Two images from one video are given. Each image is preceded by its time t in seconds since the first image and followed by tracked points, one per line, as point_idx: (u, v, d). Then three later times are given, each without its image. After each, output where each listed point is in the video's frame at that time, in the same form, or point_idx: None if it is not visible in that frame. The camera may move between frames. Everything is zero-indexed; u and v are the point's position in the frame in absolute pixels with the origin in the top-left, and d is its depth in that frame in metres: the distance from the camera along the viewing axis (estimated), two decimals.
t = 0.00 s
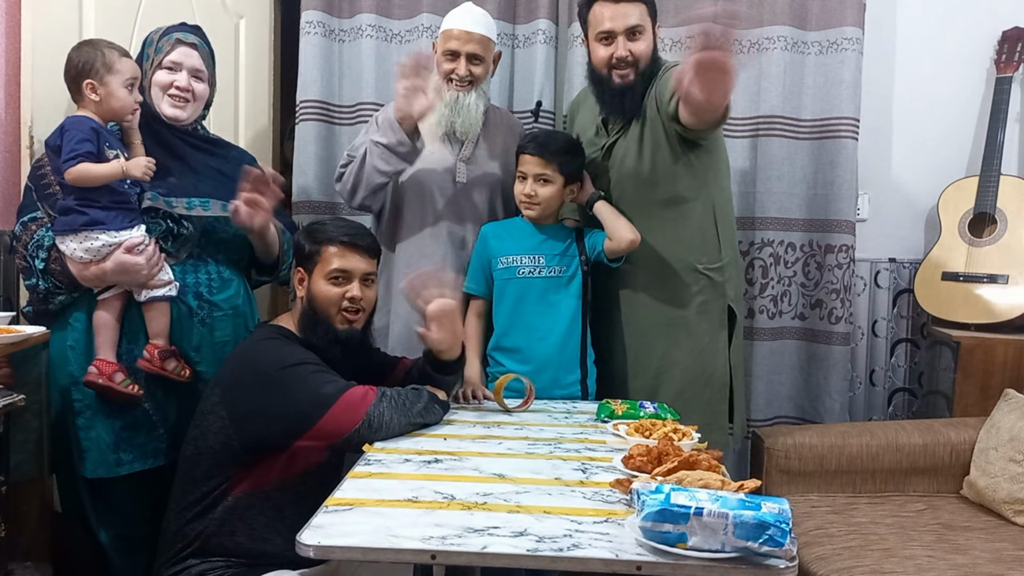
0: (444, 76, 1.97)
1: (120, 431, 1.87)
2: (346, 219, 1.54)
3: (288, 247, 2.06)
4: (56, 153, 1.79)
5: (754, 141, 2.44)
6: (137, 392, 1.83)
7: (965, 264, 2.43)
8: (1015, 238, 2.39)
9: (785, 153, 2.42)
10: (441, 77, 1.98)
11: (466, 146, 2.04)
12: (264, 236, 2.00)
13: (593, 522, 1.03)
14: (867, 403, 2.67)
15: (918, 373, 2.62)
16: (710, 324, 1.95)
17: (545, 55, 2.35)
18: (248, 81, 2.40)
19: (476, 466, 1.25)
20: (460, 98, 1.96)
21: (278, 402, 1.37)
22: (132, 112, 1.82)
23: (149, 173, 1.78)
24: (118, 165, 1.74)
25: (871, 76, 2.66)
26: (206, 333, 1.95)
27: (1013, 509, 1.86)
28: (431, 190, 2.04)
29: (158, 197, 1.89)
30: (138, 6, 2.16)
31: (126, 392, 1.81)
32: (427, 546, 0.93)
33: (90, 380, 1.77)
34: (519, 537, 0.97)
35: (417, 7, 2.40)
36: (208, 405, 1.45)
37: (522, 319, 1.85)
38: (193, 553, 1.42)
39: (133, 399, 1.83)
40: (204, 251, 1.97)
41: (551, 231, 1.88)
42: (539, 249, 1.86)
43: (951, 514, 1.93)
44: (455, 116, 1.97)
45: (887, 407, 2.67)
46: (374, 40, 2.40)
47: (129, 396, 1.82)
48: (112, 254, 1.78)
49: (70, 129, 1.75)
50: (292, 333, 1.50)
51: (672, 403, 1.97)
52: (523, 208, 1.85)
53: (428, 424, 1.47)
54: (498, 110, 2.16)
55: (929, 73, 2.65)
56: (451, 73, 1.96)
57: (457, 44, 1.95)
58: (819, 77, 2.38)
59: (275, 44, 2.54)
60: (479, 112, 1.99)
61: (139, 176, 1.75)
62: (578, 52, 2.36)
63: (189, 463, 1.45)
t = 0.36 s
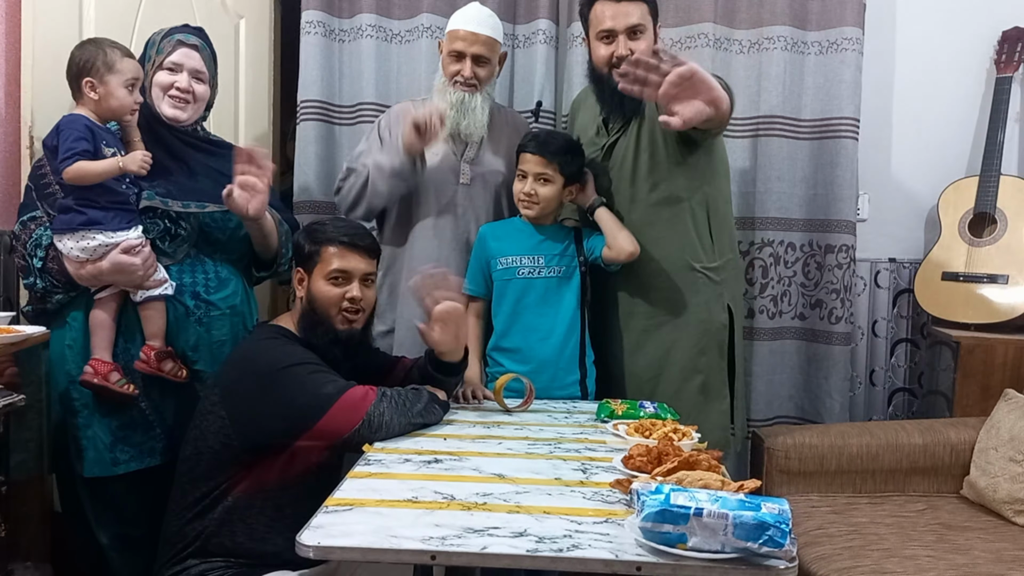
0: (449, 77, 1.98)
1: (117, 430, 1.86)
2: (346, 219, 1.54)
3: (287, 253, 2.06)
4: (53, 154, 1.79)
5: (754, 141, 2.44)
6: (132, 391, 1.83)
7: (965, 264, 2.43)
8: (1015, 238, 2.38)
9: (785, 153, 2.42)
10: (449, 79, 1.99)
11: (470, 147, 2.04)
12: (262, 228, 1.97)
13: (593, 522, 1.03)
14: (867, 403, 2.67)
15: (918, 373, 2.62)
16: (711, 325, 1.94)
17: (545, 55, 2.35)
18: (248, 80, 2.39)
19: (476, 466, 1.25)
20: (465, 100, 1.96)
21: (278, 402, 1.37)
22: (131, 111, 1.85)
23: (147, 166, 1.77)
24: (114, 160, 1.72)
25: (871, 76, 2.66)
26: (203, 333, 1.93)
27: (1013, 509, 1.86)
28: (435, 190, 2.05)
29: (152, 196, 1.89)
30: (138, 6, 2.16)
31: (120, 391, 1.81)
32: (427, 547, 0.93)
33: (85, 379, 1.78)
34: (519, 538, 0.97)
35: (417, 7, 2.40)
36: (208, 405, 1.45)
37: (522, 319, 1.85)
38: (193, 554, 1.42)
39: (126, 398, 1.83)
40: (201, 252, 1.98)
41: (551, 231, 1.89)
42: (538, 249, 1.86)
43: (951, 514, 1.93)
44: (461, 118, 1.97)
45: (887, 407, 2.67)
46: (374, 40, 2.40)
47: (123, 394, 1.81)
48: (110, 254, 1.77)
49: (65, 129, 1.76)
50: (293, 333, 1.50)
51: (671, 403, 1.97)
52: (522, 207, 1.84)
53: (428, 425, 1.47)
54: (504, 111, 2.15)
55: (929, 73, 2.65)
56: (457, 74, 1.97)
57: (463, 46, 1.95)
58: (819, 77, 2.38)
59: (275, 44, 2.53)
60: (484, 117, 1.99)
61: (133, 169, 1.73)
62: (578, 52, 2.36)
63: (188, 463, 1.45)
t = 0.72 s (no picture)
0: (453, 77, 2.01)
1: (116, 430, 1.86)
2: (345, 219, 1.54)
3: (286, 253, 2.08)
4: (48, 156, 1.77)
5: (754, 141, 2.44)
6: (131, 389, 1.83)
7: (965, 264, 2.43)
8: (1016, 238, 2.38)
9: (786, 153, 2.42)
10: (451, 79, 2.02)
11: (473, 148, 2.06)
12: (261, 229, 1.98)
13: (592, 522, 1.03)
14: (867, 403, 2.68)
15: (918, 373, 2.62)
16: (711, 324, 1.95)
17: (545, 55, 2.35)
18: (248, 80, 2.39)
19: (476, 466, 1.25)
20: (466, 99, 1.99)
21: (278, 402, 1.37)
22: (124, 110, 1.81)
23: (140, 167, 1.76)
24: (109, 161, 1.72)
25: (871, 76, 2.66)
26: (202, 332, 1.93)
27: (1013, 509, 1.86)
28: (436, 192, 2.03)
29: (150, 193, 1.88)
30: (138, 6, 2.16)
31: (119, 390, 1.80)
32: (427, 546, 0.93)
33: (84, 378, 1.78)
34: (519, 537, 0.97)
35: (417, 7, 2.40)
36: (208, 405, 1.45)
37: (523, 320, 1.85)
38: (193, 554, 1.42)
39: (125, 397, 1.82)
40: (200, 252, 1.98)
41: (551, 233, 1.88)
42: (538, 250, 1.86)
43: (951, 514, 1.93)
44: (461, 116, 2.01)
45: (887, 407, 2.67)
46: (374, 40, 2.40)
47: (122, 393, 1.81)
48: (109, 254, 1.77)
49: (60, 130, 1.74)
50: (293, 332, 1.50)
51: (673, 403, 1.96)
52: (534, 203, 1.82)
53: (428, 424, 1.47)
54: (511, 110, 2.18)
55: (929, 73, 2.65)
56: (461, 73, 1.99)
57: (464, 45, 1.97)
58: (818, 77, 2.38)
59: (275, 43, 2.53)
60: (485, 117, 2.02)
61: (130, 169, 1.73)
62: (578, 52, 2.36)
63: (188, 463, 1.45)
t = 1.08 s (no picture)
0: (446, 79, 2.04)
1: (114, 431, 1.87)
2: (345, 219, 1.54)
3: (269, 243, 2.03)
4: (49, 156, 1.76)
5: (753, 141, 2.44)
6: (130, 390, 1.84)
7: (965, 264, 2.43)
8: (1016, 238, 2.38)
9: (785, 153, 2.42)
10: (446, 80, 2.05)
11: (471, 151, 2.05)
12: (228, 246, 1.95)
13: (592, 522, 1.03)
14: (867, 403, 2.68)
15: (918, 373, 2.62)
16: (709, 323, 1.95)
17: (545, 55, 2.35)
18: (248, 80, 2.39)
19: (477, 466, 1.25)
20: (457, 101, 2.02)
21: (278, 402, 1.37)
22: (123, 109, 1.79)
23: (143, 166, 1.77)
24: (111, 159, 1.73)
25: (871, 76, 2.66)
26: (201, 332, 1.96)
27: (1013, 509, 1.86)
28: (433, 194, 2.04)
29: (149, 192, 1.88)
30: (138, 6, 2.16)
31: (119, 390, 1.82)
32: (427, 546, 0.93)
33: (84, 377, 1.79)
34: (519, 537, 0.97)
35: (417, 7, 2.40)
36: (208, 405, 1.45)
37: (525, 320, 1.85)
38: (194, 554, 1.42)
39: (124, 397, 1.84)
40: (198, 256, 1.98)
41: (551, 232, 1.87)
42: (539, 250, 1.85)
43: (951, 514, 1.93)
44: (452, 119, 2.03)
45: (887, 407, 2.67)
46: (374, 40, 2.40)
47: (121, 394, 1.83)
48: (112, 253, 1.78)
49: (61, 130, 1.73)
50: (292, 333, 1.50)
51: (671, 402, 1.97)
52: (536, 203, 1.82)
53: (428, 425, 1.47)
54: (511, 109, 2.17)
55: (929, 73, 2.65)
56: (451, 77, 2.02)
57: (456, 49, 2.00)
58: (818, 77, 2.38)
59: (274, 43, 2.53)
60: (477, 119, 2.03)
61: (132, 169, 1.74)
62: (577, 52, 2.36)
63: (188, 463, 1.45)
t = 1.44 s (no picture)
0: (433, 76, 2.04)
1: (118, 428, 1.86)
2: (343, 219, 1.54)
3: (251, 243, 1.96)
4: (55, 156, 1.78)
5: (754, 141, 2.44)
6: (136, 386, 1.84)
7: (965, 264, 2.43)
8: (1015, 238, 2.39)
9: (785, 153, 2.42)
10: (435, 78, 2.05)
11: (464, 148, 2.06)
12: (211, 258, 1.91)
13: (592, 522, 1.03)
14: (867, 403, 2.68)
15: (918, 373, 2.62)
16: (705, 327, 1.96)
17: (545, 55, 2.36)
18: (247, 80, 2.39)
19: (477, 466, 1.25)
20: (444, 98, 2.02)
21: (278, 403, 1.37)
22: (119, 106, 1.81)
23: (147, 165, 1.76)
24: (115, 158, 1.72)
25: (871, 76, 2.66)
26: (203, 330, 1.96)
27: (1013, 509, 1.87)
28: (428, 192, 2.04)
29: (151, 185, 1.87)
30: (137, 6, 2.16)
31: (127, 386, 1.81)
32: (427, 546, 0.93)
33: (92, 374, 1.77)
34: (519, 537, 0.97)
35: (417, 7, 2.40)
36: (208, 406, 1.45)
37: (525, 319, 1.85)
38: (196, 554, 1.42)
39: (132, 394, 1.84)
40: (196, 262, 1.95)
41: (551, 233, 1.87)
42: (539, 249, 1.85)
43: (951, 514, 1.93)
44: (439, 115, 2.03)
45: (887, 407, 2.67)
46: (374, 40, 2.40)
47: (129, 390, 1.82)
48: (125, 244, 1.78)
49: (64, 130, 1.74)
50: (287, 331, 1.50)
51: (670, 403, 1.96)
52: (541, 206, 1.82)
53: (429, 425, 1.47)
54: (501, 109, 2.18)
55: (929, 73, 2.65)
56: (439, 74, 2.02)
57: (444, 46, 2.02)
58: (818, 77, 2.38)
59: (274, 43, 2.53)
60: (463, 116, 2.02)
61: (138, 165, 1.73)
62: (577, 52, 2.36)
63: (190, 464, 1.46)
